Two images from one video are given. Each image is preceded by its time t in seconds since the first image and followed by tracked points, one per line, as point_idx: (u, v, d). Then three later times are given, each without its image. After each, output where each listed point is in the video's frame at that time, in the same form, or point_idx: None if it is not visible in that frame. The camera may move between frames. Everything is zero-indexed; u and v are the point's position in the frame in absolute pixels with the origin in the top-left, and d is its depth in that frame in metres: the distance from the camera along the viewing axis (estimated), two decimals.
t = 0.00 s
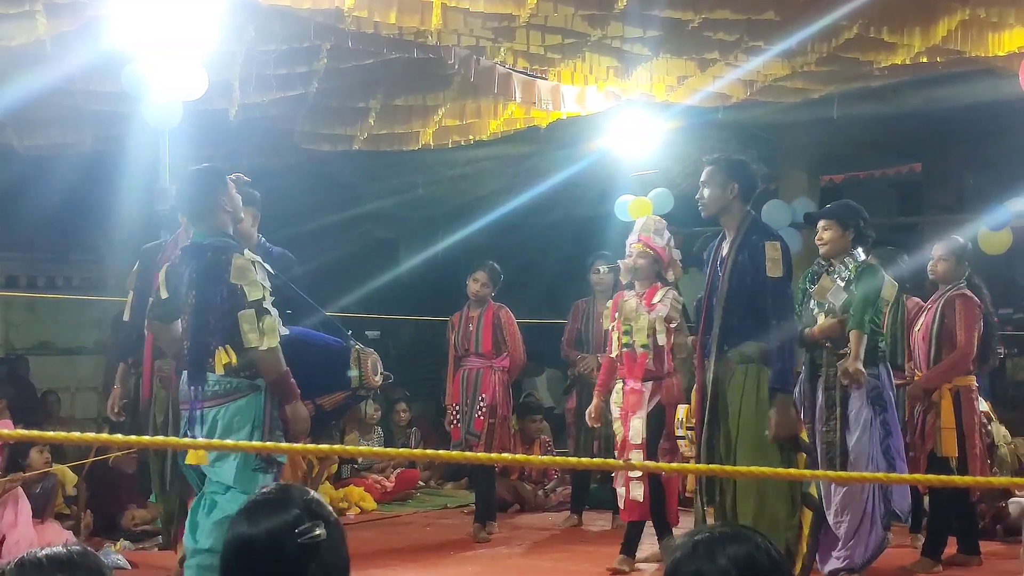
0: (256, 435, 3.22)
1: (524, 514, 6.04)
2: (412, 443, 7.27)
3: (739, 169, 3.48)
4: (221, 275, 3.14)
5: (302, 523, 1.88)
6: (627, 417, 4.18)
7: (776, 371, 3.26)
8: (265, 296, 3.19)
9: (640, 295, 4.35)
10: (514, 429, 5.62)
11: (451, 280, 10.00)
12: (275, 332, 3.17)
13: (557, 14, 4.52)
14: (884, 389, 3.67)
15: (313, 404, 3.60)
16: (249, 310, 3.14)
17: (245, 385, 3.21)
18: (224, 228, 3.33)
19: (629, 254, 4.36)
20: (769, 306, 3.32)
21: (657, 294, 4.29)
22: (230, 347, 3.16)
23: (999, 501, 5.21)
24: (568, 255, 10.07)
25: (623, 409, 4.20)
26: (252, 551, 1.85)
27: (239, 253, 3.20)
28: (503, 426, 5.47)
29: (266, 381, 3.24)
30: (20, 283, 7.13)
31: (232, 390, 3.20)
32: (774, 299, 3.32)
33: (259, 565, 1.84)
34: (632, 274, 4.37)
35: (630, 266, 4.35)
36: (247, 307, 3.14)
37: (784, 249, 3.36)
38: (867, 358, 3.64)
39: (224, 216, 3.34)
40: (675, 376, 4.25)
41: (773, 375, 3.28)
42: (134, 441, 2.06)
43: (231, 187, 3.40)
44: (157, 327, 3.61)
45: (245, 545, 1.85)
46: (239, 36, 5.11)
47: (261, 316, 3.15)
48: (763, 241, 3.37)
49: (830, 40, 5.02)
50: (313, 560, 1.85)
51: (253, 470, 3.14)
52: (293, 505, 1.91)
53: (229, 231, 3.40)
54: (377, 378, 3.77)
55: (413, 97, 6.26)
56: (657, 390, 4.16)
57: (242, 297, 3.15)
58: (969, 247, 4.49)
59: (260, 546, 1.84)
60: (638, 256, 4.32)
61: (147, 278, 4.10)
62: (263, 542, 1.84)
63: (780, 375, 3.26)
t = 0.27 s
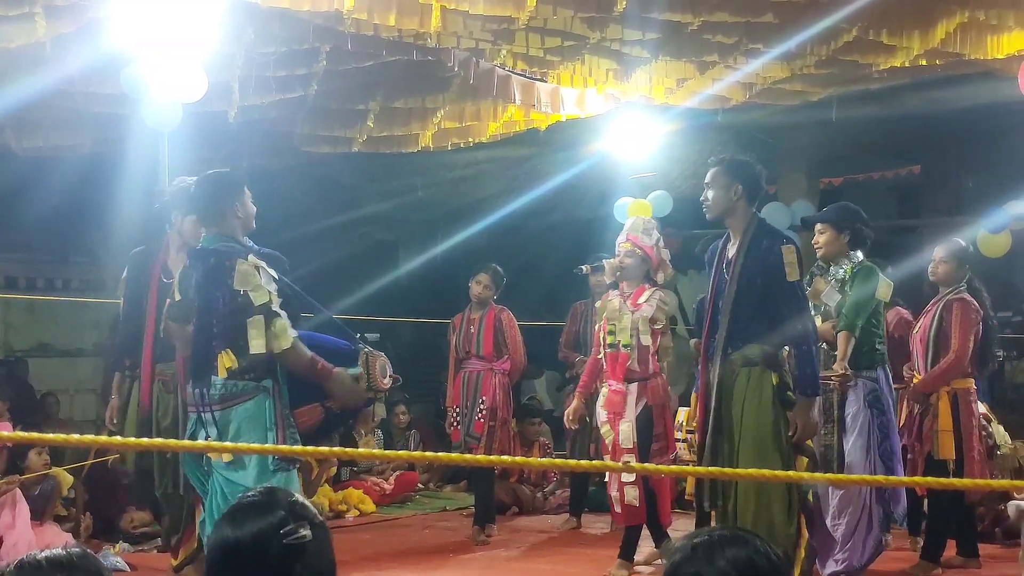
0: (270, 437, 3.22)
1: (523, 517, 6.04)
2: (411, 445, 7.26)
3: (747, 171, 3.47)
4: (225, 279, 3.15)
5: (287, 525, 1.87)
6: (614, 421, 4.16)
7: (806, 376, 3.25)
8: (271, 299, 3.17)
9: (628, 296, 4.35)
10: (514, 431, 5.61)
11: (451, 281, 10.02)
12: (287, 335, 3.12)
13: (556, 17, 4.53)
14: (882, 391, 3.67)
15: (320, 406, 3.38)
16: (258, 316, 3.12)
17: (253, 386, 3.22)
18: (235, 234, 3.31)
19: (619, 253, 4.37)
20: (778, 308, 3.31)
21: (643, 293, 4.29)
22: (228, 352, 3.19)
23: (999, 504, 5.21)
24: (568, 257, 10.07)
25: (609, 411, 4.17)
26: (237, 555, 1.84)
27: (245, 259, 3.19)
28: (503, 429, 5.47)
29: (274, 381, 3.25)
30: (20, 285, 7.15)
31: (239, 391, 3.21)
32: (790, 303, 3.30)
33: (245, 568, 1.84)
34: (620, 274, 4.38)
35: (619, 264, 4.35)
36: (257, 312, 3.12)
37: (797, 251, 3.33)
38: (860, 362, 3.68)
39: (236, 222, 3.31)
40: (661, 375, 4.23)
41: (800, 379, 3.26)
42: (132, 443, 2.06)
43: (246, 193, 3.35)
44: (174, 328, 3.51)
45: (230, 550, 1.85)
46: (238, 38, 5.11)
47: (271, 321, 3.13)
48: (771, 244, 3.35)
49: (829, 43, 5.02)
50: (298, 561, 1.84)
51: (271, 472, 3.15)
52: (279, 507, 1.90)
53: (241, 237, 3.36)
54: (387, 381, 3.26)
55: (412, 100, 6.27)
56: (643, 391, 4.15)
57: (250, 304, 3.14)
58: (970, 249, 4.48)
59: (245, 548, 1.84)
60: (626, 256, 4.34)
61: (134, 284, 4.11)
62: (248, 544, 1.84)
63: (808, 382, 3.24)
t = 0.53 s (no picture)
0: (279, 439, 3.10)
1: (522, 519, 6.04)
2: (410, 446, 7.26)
3: (753, 170, 3.43)
4: (241, 276, 3.11)
5: (277, 527, 1.78)
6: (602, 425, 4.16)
7: (807, 380, 3.21)
8: (292, 292, 3.12)
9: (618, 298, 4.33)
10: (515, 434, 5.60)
11: (449, 282, 9.94)
12: (318, 323, 3.11)
13: (555, 18, 4.53)
14: (879, 393, 3.68)
15: (333, 409, 3.34)
16: (284, 311, 3.08)
17: (264, 388, 3.12)
18: (250, 235, 3.26)
19: (607, 254, 4.36)
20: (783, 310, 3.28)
21: (632, 295, 4.25)
22: (235, 352, 3.13)
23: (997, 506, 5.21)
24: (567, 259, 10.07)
25: (598, 414, 4.18)
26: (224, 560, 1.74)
27: (258, 259, 3.14)
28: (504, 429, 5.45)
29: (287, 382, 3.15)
30: (18, 286, 7.15)
31: (250, 393, 3.11)
32: (795, 304, 3.28)
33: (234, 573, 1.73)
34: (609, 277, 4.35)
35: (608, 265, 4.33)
36: (280, 308, 3.09)
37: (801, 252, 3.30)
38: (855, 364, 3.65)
39: (250, 224, 3.25)
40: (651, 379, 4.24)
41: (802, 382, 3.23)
42: (130, 443, 2.06)
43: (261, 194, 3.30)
44: (192, 331, 3.43)
45: (217, 555, 1.75)
46: (238, 39, 5.11)
47: (298, 313, 3.09)
48: (776, 243, 3.32)
49: (828, 45, 5.02)
50: (289, 565, 1.76)
51: (279, 475, 3.00)
52: (267, 510, 1.81)
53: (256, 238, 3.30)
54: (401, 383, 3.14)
55: (411, 102, 6.27)
56: (634, 394, 4.16)
57: (270, 302, 3.10)
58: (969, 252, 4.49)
59: (234, 554, 1.74)
60: (615, 257, 4.32)
61: (117, 293, 3.69)
62: (237, 549, 1.74)
63: (809, 386, 3.20)
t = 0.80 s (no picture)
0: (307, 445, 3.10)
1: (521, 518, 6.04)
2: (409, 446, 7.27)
3: (759, 169, 3.34)
4: (273, 283, 3.10)
5: (295, 525, 1.78)
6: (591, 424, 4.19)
7: (785, 382, 3.04)
8: (329, 293, 3.11)
9: (611, 297, 4.38)
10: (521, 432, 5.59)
11: (448, 282, 9.98)
12: (355, 322, 3.07)
13: (555, 18, 4.53)
14: (871, 394, 3.68)
15: (365, 410, 3.30)
16: (320, 311, 3.08)
17: (302, 392, 3.12)
18: (281, 237, 3.26)
19: (596, 255, 4.35)
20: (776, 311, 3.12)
21: (624, 296, 4.27)
22: (275, 353, 3.10)
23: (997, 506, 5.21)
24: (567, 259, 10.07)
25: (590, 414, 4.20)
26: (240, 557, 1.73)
27: (292, 260, 3.13)
28: (511, 429, 5.44)
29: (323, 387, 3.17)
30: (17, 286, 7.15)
31: (287, 397, 3.10)
32: (785, 308, 3.11)
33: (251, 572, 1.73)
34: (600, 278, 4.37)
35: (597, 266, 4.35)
36: (314, 309, 3.09)
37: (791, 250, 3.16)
38: (846, 366, 3.70)
39: (281, 226, 3.25)
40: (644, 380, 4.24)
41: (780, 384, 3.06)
42: (129, 443, 2.07)
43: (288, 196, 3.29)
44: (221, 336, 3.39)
45: (233, 553, 1.74)
46: (238, 39, 5.11)
47: (333, 312, 3.08)
48: (773, 238, 3.21)
49: (827, 45, 5.03)
50: (306, 564, 1.75)
51: (309, 478, 3.06)
52: (284, 507, 1.81)
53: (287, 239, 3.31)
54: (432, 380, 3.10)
55: (411, 102, 6.27)
56: (626, 395, 4.17)
57: (308, 302, 3.09)
58: (969, 252, 4.49)
59: (252, 551, 1.73)
60: (603, 257, 4.33)
61: (82, 292, 3.33)
62: (255, 546, 1.73)
63: (786, 387, 3.04)
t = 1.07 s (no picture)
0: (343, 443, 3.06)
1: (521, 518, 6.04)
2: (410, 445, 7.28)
3: (757, 167, 3.33)
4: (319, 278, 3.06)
5: (339, 527, 1.77)
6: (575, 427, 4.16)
7: (734, 380, 3.06)
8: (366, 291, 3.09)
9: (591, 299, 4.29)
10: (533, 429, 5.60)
11: (449, 283, 10.03)
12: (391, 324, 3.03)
13: (555, 17, 4.53)
14: (869, 393, 3.61)
15: (389, 414, 3.40)
16: (360, 309, 3.05)
17: (336, 389, 3.08)
18: (315, 235, 3.24)
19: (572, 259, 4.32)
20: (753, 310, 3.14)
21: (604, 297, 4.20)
22: (338, 347, 3.07)
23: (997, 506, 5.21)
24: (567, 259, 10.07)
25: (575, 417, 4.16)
26: (285, 556, 1.73)
27: (333, 257, 3.11)
28: (524, 427, 5.47)
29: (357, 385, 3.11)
30: (17, 285, 7.16)
31: (323, 395, 3.07)
32: (763, 308, 3.11)
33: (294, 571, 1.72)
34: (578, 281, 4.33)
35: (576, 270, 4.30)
36: (357, 305, 3.05)
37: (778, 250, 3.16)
38: (844, 364, 3.63)
39: (316, 225, 3.24)
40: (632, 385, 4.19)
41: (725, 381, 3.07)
42: (128, 442, 2.06)
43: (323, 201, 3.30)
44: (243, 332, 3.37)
45: (276, 551, 1.73)
46: (238, 39, 5.12)
47: (373, 312, 3.05)
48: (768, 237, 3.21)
49: (827, 45, 5.02)
50: (349, 566, 1.75)
51: (344, 476, 3.00)
52: (326, 508, 1.80)
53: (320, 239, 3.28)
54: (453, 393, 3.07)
55: (411, 102, 6.27)
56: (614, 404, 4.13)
57: (347, 300, 3.06)
58: (969, 252, 4.48)
59: (295, 549, 1.73)
60: (578, 260, 4.29)
61: (55, 288, 3.40)
62: (299, 544, 1.73)
63: (733, 385, 3.05)
